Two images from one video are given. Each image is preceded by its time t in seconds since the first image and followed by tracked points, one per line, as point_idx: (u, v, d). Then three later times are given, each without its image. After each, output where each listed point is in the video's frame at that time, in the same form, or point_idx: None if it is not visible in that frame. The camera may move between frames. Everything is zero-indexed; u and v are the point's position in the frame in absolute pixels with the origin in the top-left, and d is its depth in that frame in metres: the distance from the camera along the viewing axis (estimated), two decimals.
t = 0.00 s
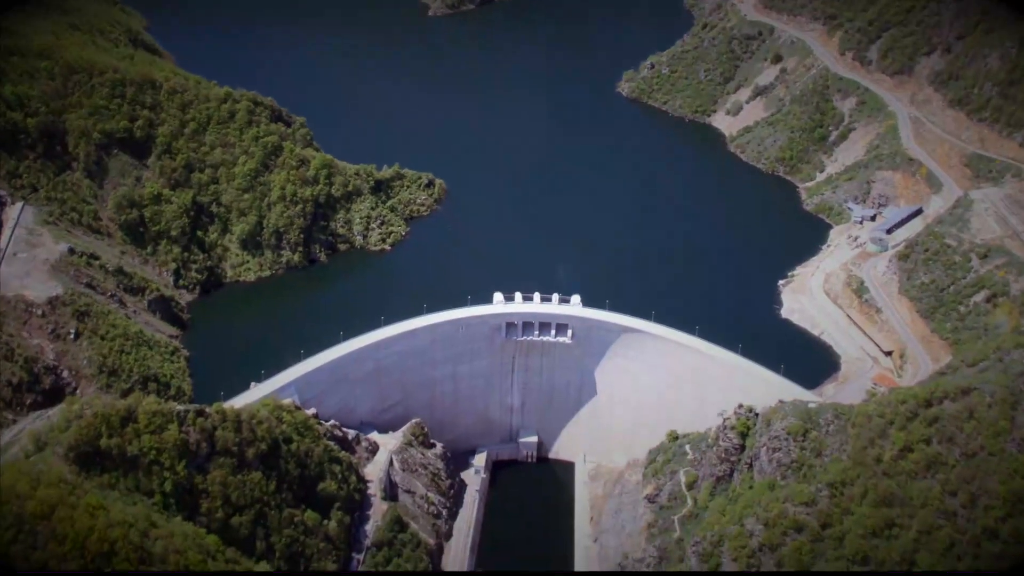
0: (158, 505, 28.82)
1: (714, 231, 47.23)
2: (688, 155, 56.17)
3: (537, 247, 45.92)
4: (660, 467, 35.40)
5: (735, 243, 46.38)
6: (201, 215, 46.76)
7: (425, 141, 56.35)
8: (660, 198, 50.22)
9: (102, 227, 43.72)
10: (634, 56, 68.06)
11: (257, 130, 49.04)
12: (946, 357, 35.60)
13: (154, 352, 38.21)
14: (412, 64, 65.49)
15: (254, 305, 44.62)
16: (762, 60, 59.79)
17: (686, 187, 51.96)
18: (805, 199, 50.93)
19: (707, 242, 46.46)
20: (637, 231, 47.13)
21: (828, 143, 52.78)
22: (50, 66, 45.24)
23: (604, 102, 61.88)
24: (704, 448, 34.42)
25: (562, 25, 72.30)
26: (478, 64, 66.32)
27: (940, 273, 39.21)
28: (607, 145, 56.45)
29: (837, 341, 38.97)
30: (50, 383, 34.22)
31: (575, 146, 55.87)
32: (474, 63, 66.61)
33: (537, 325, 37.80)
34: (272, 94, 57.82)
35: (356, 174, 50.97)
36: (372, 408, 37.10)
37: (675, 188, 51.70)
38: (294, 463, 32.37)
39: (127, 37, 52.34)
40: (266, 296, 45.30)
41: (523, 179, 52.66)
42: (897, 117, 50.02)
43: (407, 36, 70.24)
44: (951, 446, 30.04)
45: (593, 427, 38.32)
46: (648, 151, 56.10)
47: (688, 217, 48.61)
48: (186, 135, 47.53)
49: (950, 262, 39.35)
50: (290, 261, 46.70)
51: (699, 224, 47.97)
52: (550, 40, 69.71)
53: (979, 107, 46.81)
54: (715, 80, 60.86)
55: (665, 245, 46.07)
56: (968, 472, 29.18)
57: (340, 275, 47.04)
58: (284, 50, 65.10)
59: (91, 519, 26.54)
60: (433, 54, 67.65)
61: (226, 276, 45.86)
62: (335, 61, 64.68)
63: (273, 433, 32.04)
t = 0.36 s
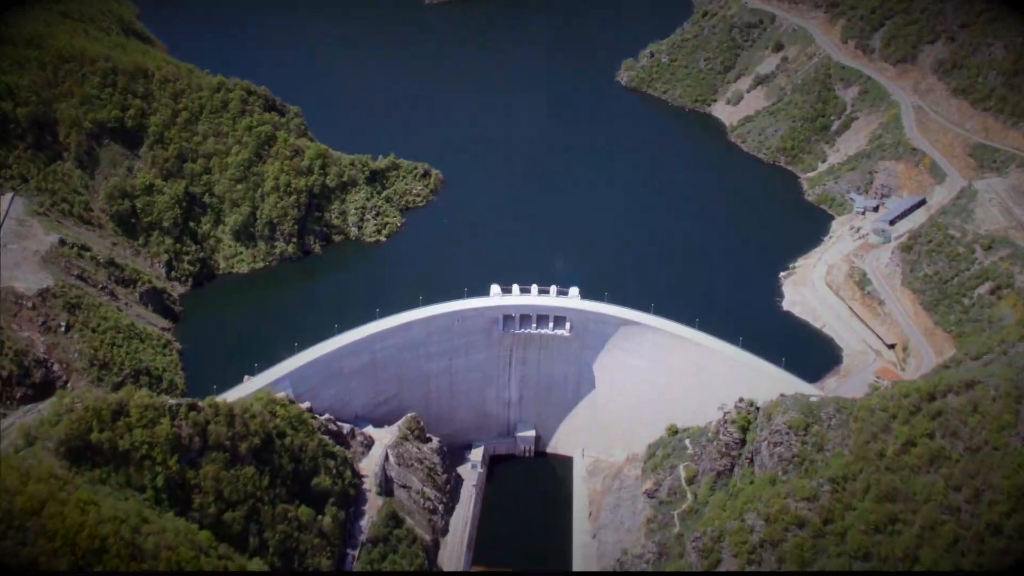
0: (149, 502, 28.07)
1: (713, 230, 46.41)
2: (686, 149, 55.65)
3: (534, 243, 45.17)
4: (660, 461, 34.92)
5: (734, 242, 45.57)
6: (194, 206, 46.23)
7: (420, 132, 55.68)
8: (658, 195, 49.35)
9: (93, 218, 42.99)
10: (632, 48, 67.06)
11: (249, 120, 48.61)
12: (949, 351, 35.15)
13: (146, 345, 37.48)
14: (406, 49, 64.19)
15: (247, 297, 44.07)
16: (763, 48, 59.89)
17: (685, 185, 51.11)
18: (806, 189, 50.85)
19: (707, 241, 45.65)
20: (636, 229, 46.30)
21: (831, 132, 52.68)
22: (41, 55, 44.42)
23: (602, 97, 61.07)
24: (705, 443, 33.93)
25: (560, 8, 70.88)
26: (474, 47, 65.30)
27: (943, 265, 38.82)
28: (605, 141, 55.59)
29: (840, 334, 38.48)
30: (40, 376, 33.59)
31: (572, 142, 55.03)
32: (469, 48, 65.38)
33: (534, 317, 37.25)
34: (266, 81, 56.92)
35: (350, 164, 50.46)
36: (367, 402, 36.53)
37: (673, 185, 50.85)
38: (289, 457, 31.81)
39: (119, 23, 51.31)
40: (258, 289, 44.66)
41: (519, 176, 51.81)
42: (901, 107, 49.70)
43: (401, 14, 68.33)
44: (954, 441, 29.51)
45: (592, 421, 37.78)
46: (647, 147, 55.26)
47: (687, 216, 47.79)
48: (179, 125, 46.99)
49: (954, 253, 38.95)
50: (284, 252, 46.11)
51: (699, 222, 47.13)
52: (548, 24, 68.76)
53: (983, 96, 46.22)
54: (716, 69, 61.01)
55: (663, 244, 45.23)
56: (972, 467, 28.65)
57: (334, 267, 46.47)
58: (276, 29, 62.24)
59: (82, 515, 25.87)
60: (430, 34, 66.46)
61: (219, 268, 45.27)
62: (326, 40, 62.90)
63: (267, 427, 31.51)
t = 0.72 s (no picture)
0: (143, 499, 27.60)
1: (712, 224, 45.86)
2: (686, 142, 55.18)
3: (532, 237, 44.68)
4: (659, 457, 34.51)
5: (733, 237, 45.04)
6: (188, 199, 45.85)
7: (418, 125, 55.17)
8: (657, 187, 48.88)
9: (86, 212, 42.38)
10: (631, 39, 66.56)
11: (244, 113, 48.14)
12: (952, 347, 34.56)
13: (140, 340, 36.92)
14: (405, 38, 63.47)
15: (242, 291, 43.64)
16: (764, 39, 59.87)
17: (684, 180, 50.51)
18: (809, 181, 50.65)
19: (706, 235, 45.12)
20: (635, 223, 45.79)
21: (832, 125, 52.68)
22: (34, 47, 43.98)
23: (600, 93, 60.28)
24: (705, 439, 33.56)
25: None
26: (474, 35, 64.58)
27: (946, 259, 38.44)
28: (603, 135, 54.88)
29: (841, 329, 38.19)
30: (33, 371, 33.19)
31: (571, 136, 54.35)
32: (469, 38, 63.92)
33: (533, 312, 36.90)
34: (262, 75, 56.43)
35: (347, 157, 50.08)
36: (364, 398, 36.18)
37: (672, 178, 50.37)
38: (284, 453, 31.39)
39: (114, 15, 50.84)
40: (253, 283, 44.23)
41: (517, 168, 51.40)
42: (903, 100, 49.32)
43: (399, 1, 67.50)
44: (957, 437, 29.11)
45: (591, 417, 37.45)
46: (646, 141, 54.56)
47: (686, 210, 47.33)
48: (173, 118, 46.57)
49: (956, 247, 38.59)
50: (279, 246, 45.72)
51: (697, 215, 46.56)
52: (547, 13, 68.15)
53: (987, 88, 45.63)
54: (715, 61, 61.14)
55: (661, 236, 44.78)
56: (975, 463, 28.23)
57: (331, 262, 46.06)
58: (272, 16, 61.63)
59: (75, 512, 25.43)
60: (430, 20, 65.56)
61: (214, 263, 44.86)
62: (323, 28, 62.29)
63: (262, 423, 31.10)
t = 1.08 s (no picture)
0: (138, 497, 27.36)
1: (713, 224, 45.58)
2: (685, 140, 54.99)
3: (530, 234, 44.51)
4: (659, 455, 34.25)
5: (733, 235, 44.89)
6: (185, 195, 45.62)
7: (416, 123, 54.97)
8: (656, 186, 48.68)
9: (83, 208, 42.08)
10: (630, 36, 66.40)
11: (241, 109, 47.95)
12: (953, 344, 34.31)
13: (137, 336, 36.70)
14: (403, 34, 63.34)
15: (240, 288, 43.42)
16: (764, 34, 59.69)
17: (684, 180, 50.25)
18: (809, 178, 50.61)
19: (705, 234, 44.91)
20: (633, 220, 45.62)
21: (832, 121, 52.48)
22: (30, 42, 43.62)
23: (600, 88, 60.61)
24: (705, 436, 33.34)
25: None
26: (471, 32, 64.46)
27: (948, 256, 38.25)
28: (604, 134, 54.68)
29: (842, 326, 38.09)
30: (29, 368, 32.35)
31: (569, 132, 54.41)
32: (470, 36, 63.70)
33: (532, 308, 36.73)
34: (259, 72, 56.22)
35: (345, 153, 49.90)
36: (361, 395, 35.85)
37: (671, 176, 50.17)
38: (281, 451, 31.16)
39: (111, 11, 50.57)
40: (250, 281, 44.03)
41: (515, 167, 51.19)
42: (904, 96, 49.12)
43: None
44: (959, 434, 28.89)
45: (591, 415, 37.24)
46: (646, 140, 54.34)
47: (685, 208, 47.10)
48: (170, 113, 46.41)
49: (958, 244, 38.38)
50: (277, 243, 45.52)
51: (697, 215, 46.27)
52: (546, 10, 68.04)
53: (988, 84, 45.43)
54: (715, 56, 60.93)
55: (661, 235, 44.56)
56: (976, 461, 28.03)
57: (329, 258, 45.84)
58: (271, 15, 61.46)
59: (71, 510, 25.22)
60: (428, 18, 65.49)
61: (211, 260, 44.65)
62: (323, 28, 61.86)
63: (259, 420, 30.86)
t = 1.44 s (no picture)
0: (137, 496, 27.26)
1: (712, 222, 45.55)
2: (684, 139, 54.94)
3: (530, 234, 44.42)
4: (659, 454, 34.13)
5: (733, 234, 44.81)
6: (184, 193, 45.48)
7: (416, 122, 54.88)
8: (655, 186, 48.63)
9: (81, 206, 41.95)
10: (629, 34, 66.39)
11: (241, 107, 47.78)
12: (954, 342, 34.21)
13: (135, 335, 36.60)
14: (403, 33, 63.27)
15: (239, 287, 43.32)
16: (764, 33, 59.63)
17: (685, 180, 50.18)
18: (809, 176, 50.54)
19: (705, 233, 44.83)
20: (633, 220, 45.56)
21: (833, 119, 52.35)
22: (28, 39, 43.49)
23: (599, 86, 60.58)
24: (705, 436, 33.23)
25: None
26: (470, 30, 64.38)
27: (948, 254, 38.16)
28: (604, 134, 54.58)
29: (842, 324, 38.02)
30: (27, 367, 32.07)
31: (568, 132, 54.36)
32: (470, 34, 63.54)
33: (532, 307, 36.64)
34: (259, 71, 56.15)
35: (344, 151, 49.81)
36: (360, 394, 35.74)
37: (670, 176, 50.12)
38: (280, 450, 31.06)
39: (109, 9, 50.46)
40: (250, 279, 43.94)
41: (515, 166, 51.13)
42: (905, 94, 49.05)
43: None
44: (959, 433, 28.78)
45: (590, 414, 37.17)
46: (646, 140, 54.30)
47: (685, 207, 47.02)
48: (168, 111, 46.27)
49: (959, 242, 38.27)
50: (275, 241, 45.45)
51: (698, 215, 46.19)
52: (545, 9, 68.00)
53: (989, 82, 45.37)
54: (715, 54, 60.89)
55: (660, 234, 44.48)
56: (977, 460, 27.94)
57: (328, 257, 45.73)
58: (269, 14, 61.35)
59: (70, 509, 25.12)
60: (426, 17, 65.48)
61: (210, 258, 44.56)
62: (322, 27, 61.57)
63: (258, 419, 30.76)
